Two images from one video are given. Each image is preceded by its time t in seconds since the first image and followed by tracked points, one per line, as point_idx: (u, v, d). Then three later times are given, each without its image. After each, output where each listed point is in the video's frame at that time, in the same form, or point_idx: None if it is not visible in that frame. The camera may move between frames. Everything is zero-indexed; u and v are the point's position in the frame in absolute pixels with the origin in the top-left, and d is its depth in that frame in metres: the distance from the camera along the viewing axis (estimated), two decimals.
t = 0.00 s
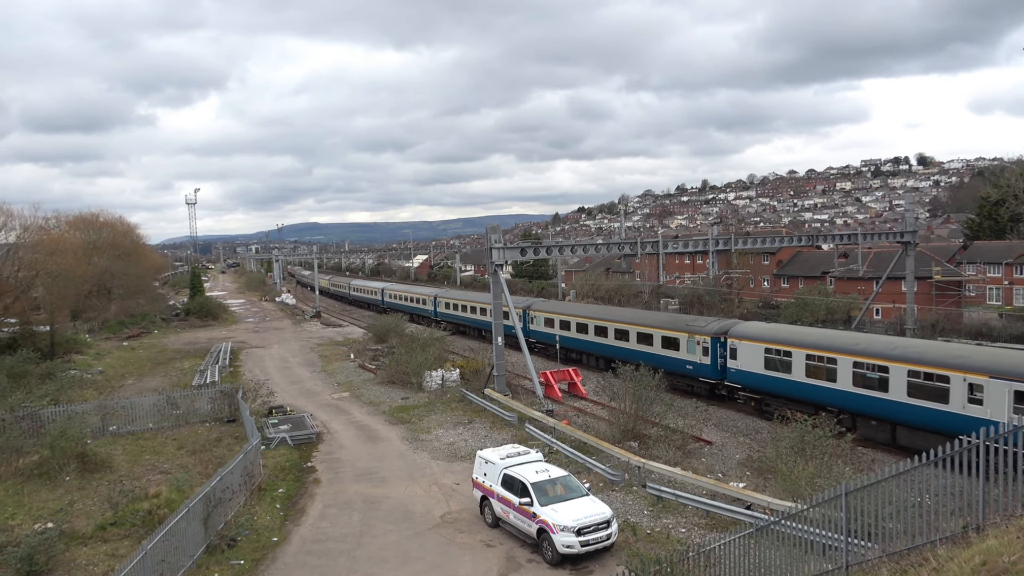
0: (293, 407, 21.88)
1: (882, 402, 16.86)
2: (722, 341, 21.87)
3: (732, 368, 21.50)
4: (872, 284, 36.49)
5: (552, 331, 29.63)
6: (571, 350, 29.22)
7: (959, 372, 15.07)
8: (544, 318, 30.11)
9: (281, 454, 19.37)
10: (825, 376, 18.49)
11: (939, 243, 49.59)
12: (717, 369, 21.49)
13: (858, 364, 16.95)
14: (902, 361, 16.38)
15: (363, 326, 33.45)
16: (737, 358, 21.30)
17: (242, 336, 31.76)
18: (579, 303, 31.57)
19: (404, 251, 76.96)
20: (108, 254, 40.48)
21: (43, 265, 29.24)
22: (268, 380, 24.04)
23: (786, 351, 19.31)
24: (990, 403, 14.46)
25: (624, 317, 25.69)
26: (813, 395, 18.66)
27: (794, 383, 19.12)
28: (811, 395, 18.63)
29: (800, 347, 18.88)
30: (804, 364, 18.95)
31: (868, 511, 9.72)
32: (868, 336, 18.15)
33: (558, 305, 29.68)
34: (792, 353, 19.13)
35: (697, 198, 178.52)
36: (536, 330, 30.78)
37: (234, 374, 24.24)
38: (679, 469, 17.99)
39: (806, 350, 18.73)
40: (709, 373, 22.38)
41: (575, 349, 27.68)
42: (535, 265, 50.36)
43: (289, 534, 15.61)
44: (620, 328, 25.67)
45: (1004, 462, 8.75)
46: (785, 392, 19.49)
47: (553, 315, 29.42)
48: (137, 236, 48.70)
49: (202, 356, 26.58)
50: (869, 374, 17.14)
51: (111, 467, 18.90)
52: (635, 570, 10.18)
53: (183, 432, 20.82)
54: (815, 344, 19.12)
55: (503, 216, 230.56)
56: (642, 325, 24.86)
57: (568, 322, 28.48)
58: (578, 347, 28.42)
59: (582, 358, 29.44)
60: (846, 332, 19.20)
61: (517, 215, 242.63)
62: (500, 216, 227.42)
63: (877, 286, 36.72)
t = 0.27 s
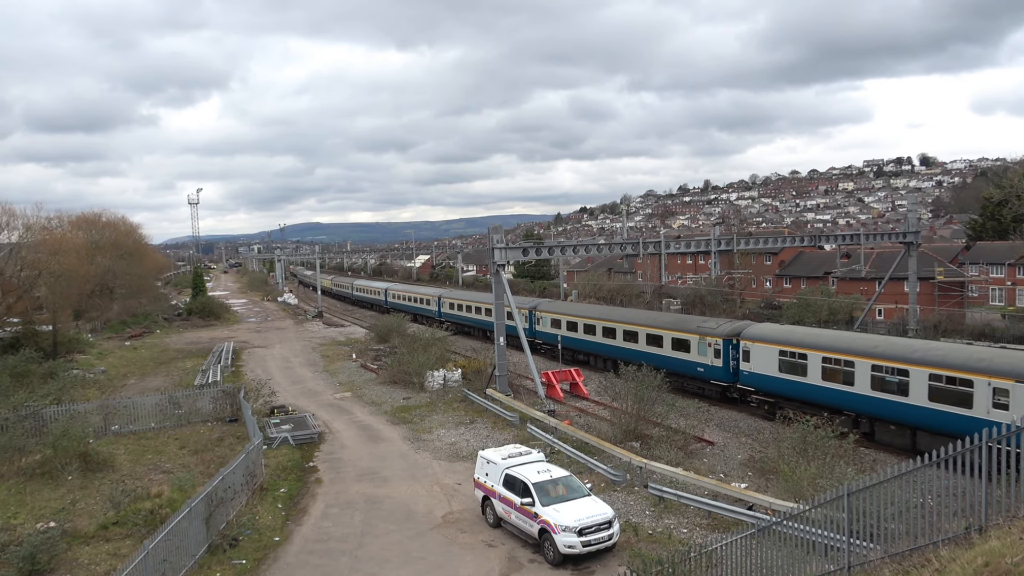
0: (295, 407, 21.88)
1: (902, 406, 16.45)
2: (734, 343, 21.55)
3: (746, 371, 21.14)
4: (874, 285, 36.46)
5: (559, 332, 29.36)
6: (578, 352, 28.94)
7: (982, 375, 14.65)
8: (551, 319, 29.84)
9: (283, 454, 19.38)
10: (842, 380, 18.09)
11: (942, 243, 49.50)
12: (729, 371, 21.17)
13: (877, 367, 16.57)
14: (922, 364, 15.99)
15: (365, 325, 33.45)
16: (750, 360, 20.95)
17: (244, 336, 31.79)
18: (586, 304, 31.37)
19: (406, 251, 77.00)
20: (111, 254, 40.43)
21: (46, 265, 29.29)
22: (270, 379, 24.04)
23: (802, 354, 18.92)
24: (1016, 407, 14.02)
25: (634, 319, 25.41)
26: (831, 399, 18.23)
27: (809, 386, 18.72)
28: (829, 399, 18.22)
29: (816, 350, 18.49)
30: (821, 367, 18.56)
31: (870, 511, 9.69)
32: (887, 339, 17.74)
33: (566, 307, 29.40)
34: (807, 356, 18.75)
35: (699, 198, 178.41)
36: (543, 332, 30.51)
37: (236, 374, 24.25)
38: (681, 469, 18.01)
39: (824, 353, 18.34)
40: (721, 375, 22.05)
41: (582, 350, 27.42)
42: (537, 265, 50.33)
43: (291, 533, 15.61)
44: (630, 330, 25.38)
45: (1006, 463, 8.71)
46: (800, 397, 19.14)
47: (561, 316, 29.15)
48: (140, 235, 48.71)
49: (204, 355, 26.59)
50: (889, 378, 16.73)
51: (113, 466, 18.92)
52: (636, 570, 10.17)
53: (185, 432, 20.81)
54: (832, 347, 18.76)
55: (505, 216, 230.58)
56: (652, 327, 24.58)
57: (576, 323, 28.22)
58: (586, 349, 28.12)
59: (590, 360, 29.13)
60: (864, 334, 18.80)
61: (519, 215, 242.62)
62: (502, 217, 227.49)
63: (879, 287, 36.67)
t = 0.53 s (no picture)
0: (297, 407, 21.85)
1: (922, 411, 15.97)
2: (748, 345, 21.12)
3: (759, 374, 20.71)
4: (877, 286, 36.41)
5: (567, 333, 28.93)
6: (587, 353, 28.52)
7: (1008, 380, 14.12)
8: (558, 320, 29.42)
9: (284, 454, 19.39)
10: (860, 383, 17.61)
11: (946, 244, 49.43)
12: (742, 374, 20.70)
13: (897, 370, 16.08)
14: (945, 368, 15.47)
15: (367, 325, 33.44)
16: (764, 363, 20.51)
17: (246, 336, 31.81)
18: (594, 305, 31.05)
19: (409, 250, 77.03)
20: (113, 253, 40.38)
21: (48, 264, 29.32)
22: (272, 379, 24.04)
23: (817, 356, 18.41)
24: None
25: (644, 321, 24.97)
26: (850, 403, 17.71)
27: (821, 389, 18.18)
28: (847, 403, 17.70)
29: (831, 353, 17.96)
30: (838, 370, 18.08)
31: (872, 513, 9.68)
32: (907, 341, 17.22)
33: (574, 308, 28.98)
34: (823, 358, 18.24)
35: (701, 198, 178.30)
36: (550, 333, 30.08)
37: (238, 373, 24.26)
38: (683, 470, 18.01)
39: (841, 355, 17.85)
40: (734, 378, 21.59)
41: (591, 352, 26.99)
42: (539, 265, 50.33)
43: (293, 533, 15.60)
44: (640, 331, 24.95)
45: (1007, 465, 8.70)
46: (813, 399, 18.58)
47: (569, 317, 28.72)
48: (142, 235, 48.73)
49: (206, 355, 26.62)
50: (910, 382, 16.21)
51: (115, 465, 18.93)
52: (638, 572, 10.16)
53: (187, 431, 20.80)
54: (849, 349, 18.25)
55: (507, 216, 230.62)
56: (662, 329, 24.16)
57: (584, 324, 27.79)
58: (595, 351, 27.69)
59: (599, 362, 28.69)
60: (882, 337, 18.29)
61: (521, 215, 242.54)
62: (504, 217, 227.57)
63: (882, 287, 36.62)
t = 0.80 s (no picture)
0: (300, 407, 21.85)
1: (945, 416, 15.47)
2: (761, 347, 20.63)
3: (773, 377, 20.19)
4: (879, 286, 36.36)
5: (575, 334, 28.44)
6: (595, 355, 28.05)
7: None
8: (566, 321, 28.93)
9: (287, 454, 19.40)
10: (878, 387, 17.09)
11: (948, 244, 49.39)
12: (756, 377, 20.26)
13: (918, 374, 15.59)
14: (969, 372, 15.01)
15: (369, 325, 33.48)
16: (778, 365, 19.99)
17: (248, 336, 31.88)
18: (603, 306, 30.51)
19: (410, 251, 77.09)
20: (116, 254, 40.12)
21: (51, 264, 29.38)
22: (274, 379, 24.05)
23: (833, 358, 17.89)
24: None
25: (655, 322, 24.50)
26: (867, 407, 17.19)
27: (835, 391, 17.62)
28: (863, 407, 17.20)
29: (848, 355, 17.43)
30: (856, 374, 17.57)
31: (875, 513, 9.65)
32: (926, 343, 16.69)
33: (582, 308, 28.47)
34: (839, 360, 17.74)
35: (704, 198, 178.21)
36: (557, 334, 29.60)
37: (240, 373, 24.29)
38: (685, 470, 18.04)
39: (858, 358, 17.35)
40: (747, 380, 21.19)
41: (600, 354, 26.50)
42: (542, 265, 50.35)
43: (295, 533, 15.63)
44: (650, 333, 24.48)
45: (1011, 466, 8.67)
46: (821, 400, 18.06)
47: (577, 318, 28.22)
48: (144, 235, 48.81)
49: (209, 355, 26.66)
50: (931, 385, 15.74)
51: (118, 465, 18.97)
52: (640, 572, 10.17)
53: (189, 431, 20.81)
54: (867, 352, 17.77)
55: (509, 216, 230.70)
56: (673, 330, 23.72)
57: (592, 325, 27.30)
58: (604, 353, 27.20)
59: (607, 364, 28.22)
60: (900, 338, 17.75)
61: (523, 215, 242.55)
62: (506, 217, 227.66)
63: (884, 288, 36.60)
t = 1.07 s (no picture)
0: (302, 407, 21.83)
1: (969, 422, 14.64)
2: (773, 349, 19.77)
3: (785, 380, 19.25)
4: (882, 286, 36.25)
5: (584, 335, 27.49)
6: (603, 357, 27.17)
7: None
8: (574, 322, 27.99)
9: (289, 454, 19.43)
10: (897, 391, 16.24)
11: (952, 245, 49.30)
12: (769, 379, 19.34)
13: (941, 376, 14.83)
14: (992, 375, 14.24)
15: (371, 326, 33.49)
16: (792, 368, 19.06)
17: (250, 336, 31.92)
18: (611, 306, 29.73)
19: (412, 251, 77.16)
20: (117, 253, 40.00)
21: (54, 264, 29.43)
22: (276, 379, 24.05)
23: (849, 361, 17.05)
24: None
25: (665, 323, 23.60)
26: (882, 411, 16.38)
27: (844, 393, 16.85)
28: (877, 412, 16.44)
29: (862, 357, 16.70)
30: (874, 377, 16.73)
31: (876, 514, 9.67)
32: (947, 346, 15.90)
33: (591, 309, 27.50)
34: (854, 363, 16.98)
35: (706, 198, 178.11)
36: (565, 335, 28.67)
37: (242, 373, 24.30)
38: (687, 470, 18.07)
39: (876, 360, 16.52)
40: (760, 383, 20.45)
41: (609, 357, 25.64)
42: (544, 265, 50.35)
43: (298, 533, 15.65)
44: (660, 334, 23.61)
45: (1010, 467, 8.64)
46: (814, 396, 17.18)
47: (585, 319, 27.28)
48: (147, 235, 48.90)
49: (210, 355, 26.69)
50: (953, 390, 14.99)
51: (121, 465, 19.01)
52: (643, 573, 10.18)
53: (192, 431, 20.81)
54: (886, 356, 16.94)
55: (511, 217, 230.78)
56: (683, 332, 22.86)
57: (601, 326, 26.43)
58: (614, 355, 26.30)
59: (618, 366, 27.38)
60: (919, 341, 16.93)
61: (524, 215, 242.51)
62: (508, 217, 227.71)
63: (887, 288, 36.43)
